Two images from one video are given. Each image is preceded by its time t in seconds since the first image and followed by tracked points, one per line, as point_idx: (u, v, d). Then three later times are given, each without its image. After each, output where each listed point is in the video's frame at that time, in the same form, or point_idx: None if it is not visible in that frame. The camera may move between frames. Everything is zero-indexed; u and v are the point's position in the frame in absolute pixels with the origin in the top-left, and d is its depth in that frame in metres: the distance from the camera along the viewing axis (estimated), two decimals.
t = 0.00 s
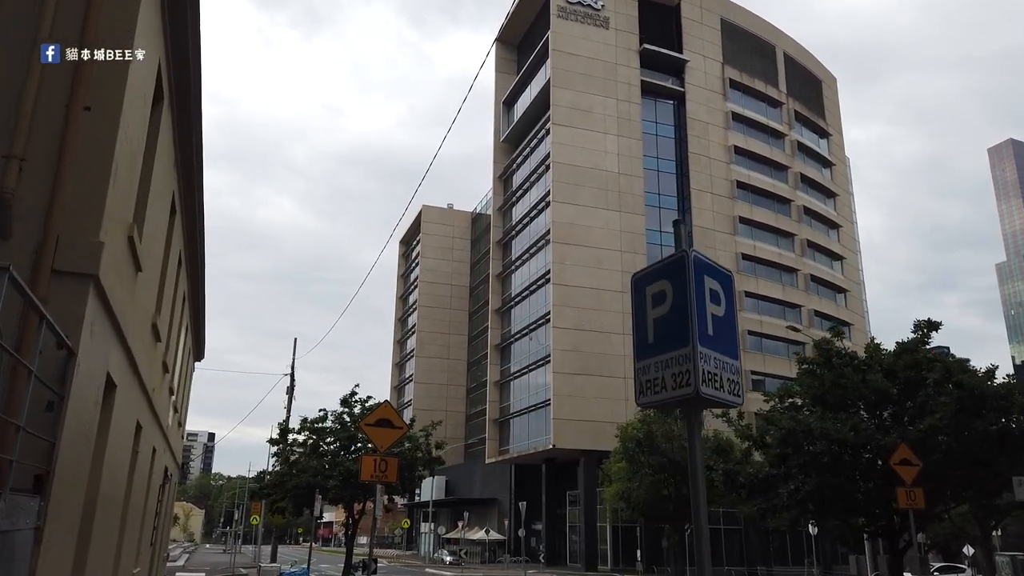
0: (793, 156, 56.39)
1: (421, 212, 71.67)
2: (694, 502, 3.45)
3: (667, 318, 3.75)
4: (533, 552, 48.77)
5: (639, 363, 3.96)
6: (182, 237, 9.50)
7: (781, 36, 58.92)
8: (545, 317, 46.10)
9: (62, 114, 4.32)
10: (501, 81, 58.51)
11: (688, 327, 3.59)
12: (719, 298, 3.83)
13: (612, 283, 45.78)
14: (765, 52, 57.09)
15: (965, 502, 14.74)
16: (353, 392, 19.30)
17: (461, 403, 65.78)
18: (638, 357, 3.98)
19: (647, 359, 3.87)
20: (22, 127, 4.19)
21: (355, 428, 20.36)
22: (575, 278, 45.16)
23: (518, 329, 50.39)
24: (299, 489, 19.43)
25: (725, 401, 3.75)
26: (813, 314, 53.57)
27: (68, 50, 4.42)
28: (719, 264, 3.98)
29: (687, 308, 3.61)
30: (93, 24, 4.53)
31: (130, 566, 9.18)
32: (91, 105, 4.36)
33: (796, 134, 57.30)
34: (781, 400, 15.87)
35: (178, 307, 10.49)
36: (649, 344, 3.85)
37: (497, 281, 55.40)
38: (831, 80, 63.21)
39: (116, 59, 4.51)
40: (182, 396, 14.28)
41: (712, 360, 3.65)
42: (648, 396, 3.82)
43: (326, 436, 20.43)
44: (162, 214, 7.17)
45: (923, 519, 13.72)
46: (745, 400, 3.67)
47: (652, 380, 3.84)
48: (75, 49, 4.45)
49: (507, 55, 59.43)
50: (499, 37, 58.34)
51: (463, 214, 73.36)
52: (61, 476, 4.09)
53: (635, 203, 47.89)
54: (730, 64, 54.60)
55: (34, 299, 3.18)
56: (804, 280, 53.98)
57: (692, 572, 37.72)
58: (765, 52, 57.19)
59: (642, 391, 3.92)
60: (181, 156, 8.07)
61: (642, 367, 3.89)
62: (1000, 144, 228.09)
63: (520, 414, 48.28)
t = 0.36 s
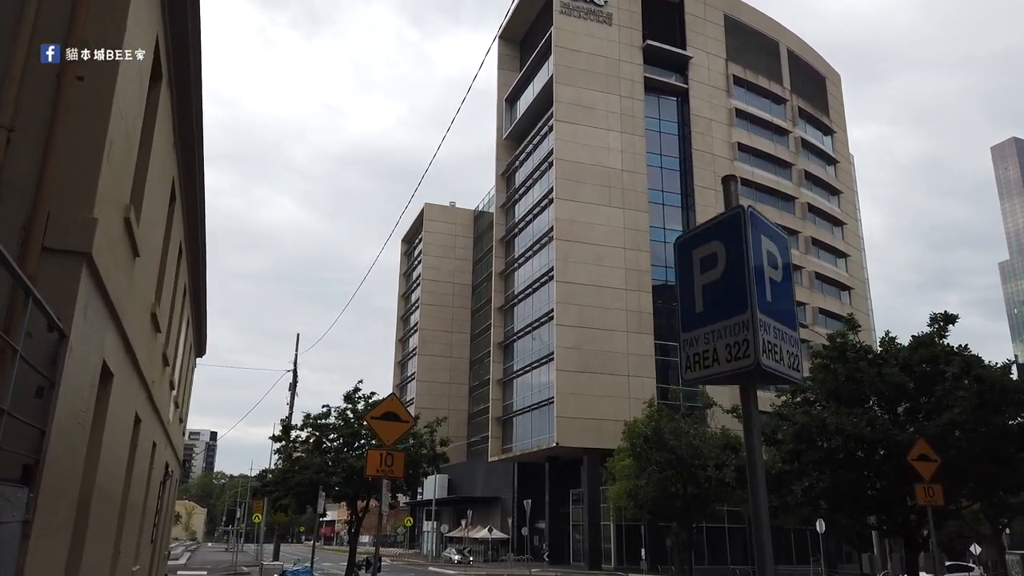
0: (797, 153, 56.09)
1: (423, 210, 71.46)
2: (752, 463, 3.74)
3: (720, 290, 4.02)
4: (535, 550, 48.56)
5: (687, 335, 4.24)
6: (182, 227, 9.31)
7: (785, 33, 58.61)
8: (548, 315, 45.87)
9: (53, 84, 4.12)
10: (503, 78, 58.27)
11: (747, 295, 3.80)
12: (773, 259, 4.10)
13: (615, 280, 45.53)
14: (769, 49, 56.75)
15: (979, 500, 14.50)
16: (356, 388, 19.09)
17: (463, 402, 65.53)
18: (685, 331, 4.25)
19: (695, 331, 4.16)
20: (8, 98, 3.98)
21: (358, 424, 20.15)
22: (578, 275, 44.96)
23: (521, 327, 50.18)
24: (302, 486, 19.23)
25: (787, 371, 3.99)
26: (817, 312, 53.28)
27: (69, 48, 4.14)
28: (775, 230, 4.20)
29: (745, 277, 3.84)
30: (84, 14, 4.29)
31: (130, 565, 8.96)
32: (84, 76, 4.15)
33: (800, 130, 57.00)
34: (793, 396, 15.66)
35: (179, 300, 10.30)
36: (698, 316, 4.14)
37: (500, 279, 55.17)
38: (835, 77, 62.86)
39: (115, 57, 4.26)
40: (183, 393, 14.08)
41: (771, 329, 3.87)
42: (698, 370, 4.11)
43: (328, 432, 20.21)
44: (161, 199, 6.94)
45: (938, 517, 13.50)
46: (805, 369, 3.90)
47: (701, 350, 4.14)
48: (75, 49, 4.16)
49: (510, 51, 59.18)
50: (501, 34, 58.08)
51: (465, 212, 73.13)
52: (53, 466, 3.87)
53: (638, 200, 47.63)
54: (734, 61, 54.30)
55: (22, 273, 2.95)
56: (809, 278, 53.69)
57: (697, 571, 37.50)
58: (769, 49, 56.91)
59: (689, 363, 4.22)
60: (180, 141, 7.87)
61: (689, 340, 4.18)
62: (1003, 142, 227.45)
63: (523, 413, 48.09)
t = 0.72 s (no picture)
0: (794, 153, 55.99)
1: (419, 209, 71.16)
2: (807, 459, 3.13)
3: (770, 261, 3.46)
4: (530, 551, 48.25)
5: (726, 318, 3.68)
6: (172, 218, 9.06)
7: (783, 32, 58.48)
8: (544, 314, 45.64)
9: (30, 57, 3.88)
10: (500, 76, 58.01)
11: (806, 264, 3.24)
12: (833, 232, 3.54)
13: (611, 280, 45.34)
14: (766, 48, 56.62)
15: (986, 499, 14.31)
16: (351, 386, 18.82)
17: (459, 402, 65.22)
18: (723, 313, 3.70)
19: (736, 312, 3.61)
20: None
21: (354, 423, 19.87)
22: (574, 274, 44.74)
23: (517, 326, 49.93)
24: (296, 486, 18.93)
25: (844, 359, 3.43)
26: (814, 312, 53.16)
27: (68, 48, 3.91)
28: (832, 200, 3.68)
29: (801, 245, 3.28)
30: None
31: (116, 568, 8.68)
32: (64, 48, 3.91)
33: (797, 130, 56.90)
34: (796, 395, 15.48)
35: (169, 294, 10.04)
36: (739, 295, 3.59)
37: (496, 278, 54.92)
38: (832, 77, 62.80)
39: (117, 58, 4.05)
40: (175, 392, 13.82)
41: (829, 306, 3.32)
42: (737, 357, 3.52)
43: (323, 432, 19.92)
44: (148, 186, 6.67)
45: (944, 518, 13.33)
46: (866, 357, 3.35)
47: (741, 335, 3.59)
48: (74, 48, 3.92)
49: (506, 50, 58.93)
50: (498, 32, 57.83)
51: (460, 211, 72.79)
52: (26, 465, 3.63)
53: (635, 199, 47.44)
54: (731, 60, 54.17)
55: None
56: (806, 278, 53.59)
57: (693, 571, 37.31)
58: (767, 48, 56.77)
59: (726, 351, 3.65)
60: (168, 129, 7.62)
61: (728, 322, 3.64)
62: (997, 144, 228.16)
63: (518, 412, 47.84)
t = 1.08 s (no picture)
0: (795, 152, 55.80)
1: (419, 209, 70.88)
2: (878, 440, 2.79)
3: (836, 220, 3.10)
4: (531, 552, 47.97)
5: (775, 291, 3.35)
6: (165, 208, 8.81)
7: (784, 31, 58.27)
8: (545, 314, 45.40)
9: (6, 25, 3.71)
10: (500, 75, 57.77)
11: (882, 218, 2.90)
12: (904, 199, 3.27)
13: (611, 279, 45.10)
14: (767, 47, 56.39)
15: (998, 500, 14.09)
16: (351, 385, 18.58)
17: (459, 402, 64.97)
18: (772, 284, 3.36)
19: (790, 281, 3.26)
20: None
21: (353, 423, 19.63)
22: (575, 274, 44.51)
23: (517, 326, 49.69)
24: (295, 486, 18.68)
25: (918, 333, 3.07)
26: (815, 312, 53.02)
27: (71, 48, 3.74)
28: (897, 160, 3.40)
29: (874, 202, 2.92)
30: None
31: (108, 568, 8.45)
32: (39, 16, 3.74)
33: (798, 129, 56.71)
34: (804, 392, 15.28)
35: (163, 286, 9.80)
36: (791, 261, 3.25)
37: (496, 277, 54.65)
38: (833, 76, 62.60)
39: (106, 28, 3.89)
40: (170, 389, 13.58)
41: (904, 267, 2.98)
42: (791, 329, 3.17)
43: (322, 431, 19.68)
44: (139, 170, 6.43)
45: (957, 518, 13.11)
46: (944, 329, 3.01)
47: (796, 308, 3.23)
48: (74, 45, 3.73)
49: (506, 49, 58.69)
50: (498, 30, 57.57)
51: (460, 210, 72.53)
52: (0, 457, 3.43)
53: (636, 198, 47.21)
54: (732, 59, 53.97)
55: None
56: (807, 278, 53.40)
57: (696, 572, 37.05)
58: (768, 47, 56.56)
59: (778, 326, 3.30)
60: (159, 112, 7.39)
61: (779, 294, 3.29)
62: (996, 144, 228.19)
63: (518, 412, 47.60)
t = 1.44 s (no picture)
0: (798, 150, 55.53)
1: (420, 208, 70.67)
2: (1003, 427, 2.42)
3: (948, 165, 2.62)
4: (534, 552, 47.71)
5: (865, 250, 2.90)
6: (165, 199, 8.63)
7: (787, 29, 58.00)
8: (547, 312, 45.17)
9: None
10: (502, 73, 57.56)
11: (1010, 162, 2.44)
12: None
13: (614, 278, 44.81)
14: (770, 45, 56.12)
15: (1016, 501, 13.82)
16: (353, 383, 18.34)
17: (460, 402, 64.69)
18: (862, 243, 2.91)
19: (889, 238, 2.82)
20: None
21: (356, 421, 19.40)
22: (578, 273, 44.26)
23: (519, 325, 49.47)
24: (296, 486, 18.46)
25: None
26: (819, 311, 52.75)
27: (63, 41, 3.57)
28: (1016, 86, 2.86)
29: (1002, 144, 2.46)
30: None
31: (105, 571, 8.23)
32: None
33: (801, 128, 56.46)
34: (817, 390, 15.07)
35: (163, 279, 9.62)
36: (892, 216, 2.80)
37: (498, 277, 54.43)
38: (836, 74, 62.33)
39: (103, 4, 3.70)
40: (170, 386, 13.41)
41: None
42: (895, 296, 2.74)
43: (325, 430, 19.45)
44: (137, 157, 6.26)
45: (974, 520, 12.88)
46: None
47: (895, 268, 2.82)
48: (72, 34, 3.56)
49: (508, 47, 58.47)
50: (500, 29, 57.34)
51: (461, 210, 72.29)
52: None
53: (639, 197, 46.96)
54: (736, 57, 53.71)
55: None
56: (811, 277, 53.13)
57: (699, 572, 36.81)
58: (771, 45, 56.31)
59: (871, 291, 2.88)
60: (157, 97, 7.21)
61: (874, 254, 2.84)
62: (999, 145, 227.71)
63: (521, 412, 47.35)
